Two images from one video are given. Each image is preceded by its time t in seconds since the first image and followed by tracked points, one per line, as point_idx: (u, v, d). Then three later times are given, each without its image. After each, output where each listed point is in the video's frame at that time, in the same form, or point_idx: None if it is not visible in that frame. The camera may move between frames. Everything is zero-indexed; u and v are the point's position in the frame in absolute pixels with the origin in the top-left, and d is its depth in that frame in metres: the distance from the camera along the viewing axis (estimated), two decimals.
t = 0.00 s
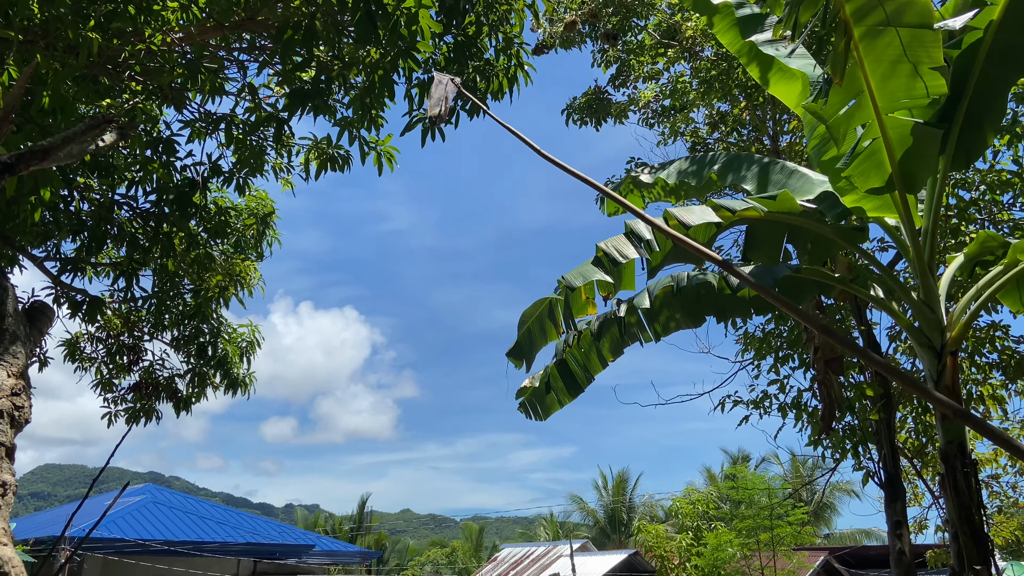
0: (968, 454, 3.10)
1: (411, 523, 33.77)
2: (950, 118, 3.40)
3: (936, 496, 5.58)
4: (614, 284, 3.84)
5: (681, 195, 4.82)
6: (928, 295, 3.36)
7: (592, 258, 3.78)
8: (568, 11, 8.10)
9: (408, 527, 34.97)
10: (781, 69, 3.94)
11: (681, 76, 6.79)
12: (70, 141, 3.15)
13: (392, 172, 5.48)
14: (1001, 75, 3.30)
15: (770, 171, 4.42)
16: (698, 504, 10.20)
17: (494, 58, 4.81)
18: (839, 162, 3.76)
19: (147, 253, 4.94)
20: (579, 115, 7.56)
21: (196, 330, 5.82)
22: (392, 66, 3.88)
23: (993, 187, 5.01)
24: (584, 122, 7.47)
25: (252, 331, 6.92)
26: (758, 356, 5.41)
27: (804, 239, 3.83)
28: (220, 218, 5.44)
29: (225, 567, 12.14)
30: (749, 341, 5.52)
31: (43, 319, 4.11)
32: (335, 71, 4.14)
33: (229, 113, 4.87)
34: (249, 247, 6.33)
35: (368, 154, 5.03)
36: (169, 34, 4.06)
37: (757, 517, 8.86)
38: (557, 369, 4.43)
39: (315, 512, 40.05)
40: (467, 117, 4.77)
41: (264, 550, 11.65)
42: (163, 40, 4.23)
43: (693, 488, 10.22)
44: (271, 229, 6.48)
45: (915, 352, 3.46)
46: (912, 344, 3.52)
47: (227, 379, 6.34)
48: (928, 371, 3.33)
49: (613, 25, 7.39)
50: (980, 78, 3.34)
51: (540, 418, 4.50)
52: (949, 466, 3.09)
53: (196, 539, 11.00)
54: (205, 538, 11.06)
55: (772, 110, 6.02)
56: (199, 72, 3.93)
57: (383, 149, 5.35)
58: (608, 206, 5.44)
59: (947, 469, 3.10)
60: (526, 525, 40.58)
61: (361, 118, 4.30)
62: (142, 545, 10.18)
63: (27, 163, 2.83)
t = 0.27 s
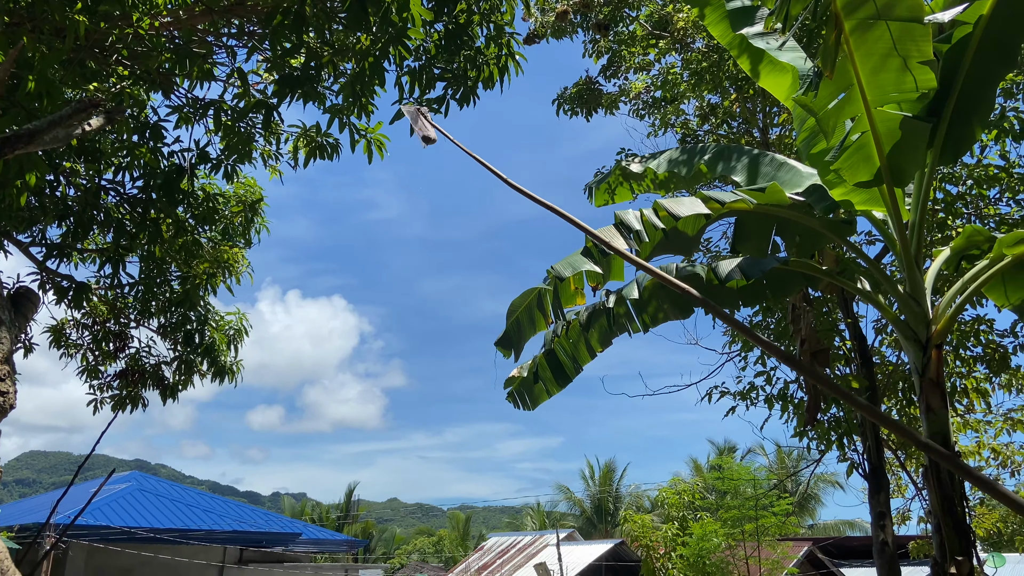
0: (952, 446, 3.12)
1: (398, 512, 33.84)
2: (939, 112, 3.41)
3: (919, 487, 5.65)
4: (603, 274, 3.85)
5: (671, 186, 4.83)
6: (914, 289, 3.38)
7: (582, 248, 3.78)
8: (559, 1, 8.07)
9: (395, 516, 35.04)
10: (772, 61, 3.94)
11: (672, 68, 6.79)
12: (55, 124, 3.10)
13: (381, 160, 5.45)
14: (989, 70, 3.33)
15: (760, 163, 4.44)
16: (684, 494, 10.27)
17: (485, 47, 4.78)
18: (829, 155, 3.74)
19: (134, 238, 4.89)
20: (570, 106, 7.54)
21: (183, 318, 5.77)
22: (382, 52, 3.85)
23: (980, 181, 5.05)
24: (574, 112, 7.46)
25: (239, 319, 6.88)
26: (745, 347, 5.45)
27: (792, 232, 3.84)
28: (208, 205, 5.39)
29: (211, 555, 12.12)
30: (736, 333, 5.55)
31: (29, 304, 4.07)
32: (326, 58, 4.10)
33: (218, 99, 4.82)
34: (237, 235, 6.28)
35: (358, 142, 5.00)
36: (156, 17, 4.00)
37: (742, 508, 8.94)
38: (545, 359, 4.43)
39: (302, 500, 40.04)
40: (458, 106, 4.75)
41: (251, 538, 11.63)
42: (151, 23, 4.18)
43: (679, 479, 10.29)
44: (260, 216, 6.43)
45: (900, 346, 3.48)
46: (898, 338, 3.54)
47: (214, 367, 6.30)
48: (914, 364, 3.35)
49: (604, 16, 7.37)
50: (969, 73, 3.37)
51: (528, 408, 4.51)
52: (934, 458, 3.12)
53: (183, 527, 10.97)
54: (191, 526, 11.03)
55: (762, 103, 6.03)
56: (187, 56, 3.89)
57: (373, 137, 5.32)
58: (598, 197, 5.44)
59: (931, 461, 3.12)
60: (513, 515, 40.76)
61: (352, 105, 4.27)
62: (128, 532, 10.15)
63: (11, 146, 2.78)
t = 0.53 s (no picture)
0: (930, 435, 3.18)
1: (382, 498, 33.92)
2: (923, 103, 3.44)
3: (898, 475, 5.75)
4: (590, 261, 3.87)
5: (658, 174, 4.84)
6: (896, 279, 3.42)
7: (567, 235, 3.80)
8: None
9: (379, 502, 35.12)
10: (759, 51, 3.95)
11: (660, 56, 6.78)
12: (36, 104, 3.04)
13: (368, 145, 5.42)
14: (972, 63, 3.37)
15: (746, 152, 4.46)
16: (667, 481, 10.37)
17: (473, 32, 4.76)
18: (814, 145, 3.80)
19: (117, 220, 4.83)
20: (558, 93, 7.52)
21: (166, 301, 5.72)
22: (369, 36, 3.81)
23: (962, 173, 5.11)
24: (562, 100, 7.44)
25: (223, 303, 6.84)
26: (728, 336, 5.50)
27: (776, 221, 3.88)
28: (193, 188, 5.34)
29: (194, 539, 12.10)
30: (720, 321, 5.60)
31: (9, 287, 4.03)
32: (312, 41, 4.07)
33: (202, 80, 4.76)
34: (222, 219, 6.23)
35: (345, 126, 4.96)
36: None
37: (723, 495, 9.04)
38: (530, 345, 4.45)
39: (286, 485, 40.01)
40: (445, 91, 4.72)
41: (234, 523, 11.61)
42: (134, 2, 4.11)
43: (661, 466, 10.39)
44: (244, 199, 6.38)
45: (881, 335, 3.53)
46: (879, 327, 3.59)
47: (198, 351, 6.26)
48: (893, 353, 3.40)
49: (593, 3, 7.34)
50: (954, 65, 3.39)
51: (513, 394, 4.52)
52: (912, 446, 3.17)
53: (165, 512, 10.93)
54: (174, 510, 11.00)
55: (748, 93, 6.06)
56: (172, 37, 3.84)
57: (359, 122, 5.28)
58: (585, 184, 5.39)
59: (909, 448, 3.18)
60: (497, 501, 41.01)
61: (339, 89, 4.23)
62: (109, 517, 10.10)
63: None
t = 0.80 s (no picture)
0: (907, 418, 3.21)
1: (366, 481, 33.96)
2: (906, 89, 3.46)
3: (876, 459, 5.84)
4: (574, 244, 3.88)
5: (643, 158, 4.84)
6: (876, 264, 3.45)
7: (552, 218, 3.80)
8: None
9: (363, 485, 35.16)
10: (745, 35, 3.94)
11: (647, 40, 6.75)
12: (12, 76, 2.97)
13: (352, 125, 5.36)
14: (955, 49, 3.39)
15: (731, 137, 4.46)
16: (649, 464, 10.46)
17: (459, 13, 4.71)
18: (798, 130, 3.78)
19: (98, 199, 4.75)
20: (544, 76, 7.47)
21: (148, 282, 5.65)
22: (354, 14, 3.77)
23: (944, 161, 5.16)
24: (548, 83, 7.40)
25: (206, 284, 6.77)
26: (711, 321, 5.54)
27: (760, 206, 3.89)
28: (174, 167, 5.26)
29: (177, 521, 12.07)
30: (704, 306, 5.63)
31: None
32: (295, 18, 4.01)
33: (184, 57, 4.68)
34: (204, 199, 6.16)
35: (329, 106, 4.90)
36: None
37: (705, 478, 9.14)
38: (514, 328, 4.46)
39: (269, 468, 39.94)
40: (430, 71, 4.68)
41: (217, 505, 11.59)
42: None
43: (644, 450, 10.47)
44: (227, 179, 6.30)
45: (861, 320, 3.57)
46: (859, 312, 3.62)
47: (180, 332, 6.20)
48: (873, 338, 3.43)
49: None
50: (937, 51, 3.41)
51: (496, 377, 4.54)
52: (889, 429, 3.21)
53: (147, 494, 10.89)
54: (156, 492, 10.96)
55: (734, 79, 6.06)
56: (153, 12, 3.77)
57: (344, 102, 5.22)
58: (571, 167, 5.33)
59: (887, 432, 3.21)
60: (481, 485, 41.21)
61: (322, 67, 4.18)
62: (90, 499, 10.04)
63: None
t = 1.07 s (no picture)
0: (888, 397, 3.26)
1: (353, 463, 34.03)
2: (892, 71, 3.47)
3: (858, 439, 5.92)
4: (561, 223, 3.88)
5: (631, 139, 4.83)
6: (861, 245, 3.47)
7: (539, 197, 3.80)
8: None
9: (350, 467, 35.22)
10: (733, 15, 3.91)
11: (636, 20, 6.71)
12: None
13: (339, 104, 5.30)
14: (941, 32, 3.40)
15: (719, 118, 4.45)
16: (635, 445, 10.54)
17: None
18: (785, 112, 3.78)
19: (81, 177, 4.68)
20: (532, 55, 7.41)
21: (132, 262, 5.58)
22: None
23: (930, 143, 5.18)
24: (537, 63, 7.35)
25: (191, 264, 6.71)
26: (698, 302, 5.57)
27: (746, 187, 3.90)
28: (158, 145, 5.19)
29: (163, 502, 12.05)
30: (690, 287, 5.66)
31: None
32: None
33: (167, 33, 4.60)
34: (188, 178, 6.08)
35: (315, 84, 4.84)
36: None
37: (690, 459, 9.24)
38: (502, 309, 4.46)
39: (256, 450, 39.93)
40: (418, 50, 4.63)
41: (204, 486, 11.58)
42: None
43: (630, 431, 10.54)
44: (211, 158, 6.23)
45: (845, 301, 3.60)
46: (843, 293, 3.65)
47: (165, 312, 6.14)
48: (856, 318, 3.47)
49: None
50: (923, 33, 3.42)
51: (483, 357, 4.55)
52: (871, 408, 3.25)
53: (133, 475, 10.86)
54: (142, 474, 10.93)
55: (722, 60, 6.04)
56: None
57: (330, 80, 5.16)
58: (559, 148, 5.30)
59: (868, 411, 3.25)
60: (468, 467, 41.42)
61: (308, 44, 4.12)
62: (76, 479, 10.00)
63: None
